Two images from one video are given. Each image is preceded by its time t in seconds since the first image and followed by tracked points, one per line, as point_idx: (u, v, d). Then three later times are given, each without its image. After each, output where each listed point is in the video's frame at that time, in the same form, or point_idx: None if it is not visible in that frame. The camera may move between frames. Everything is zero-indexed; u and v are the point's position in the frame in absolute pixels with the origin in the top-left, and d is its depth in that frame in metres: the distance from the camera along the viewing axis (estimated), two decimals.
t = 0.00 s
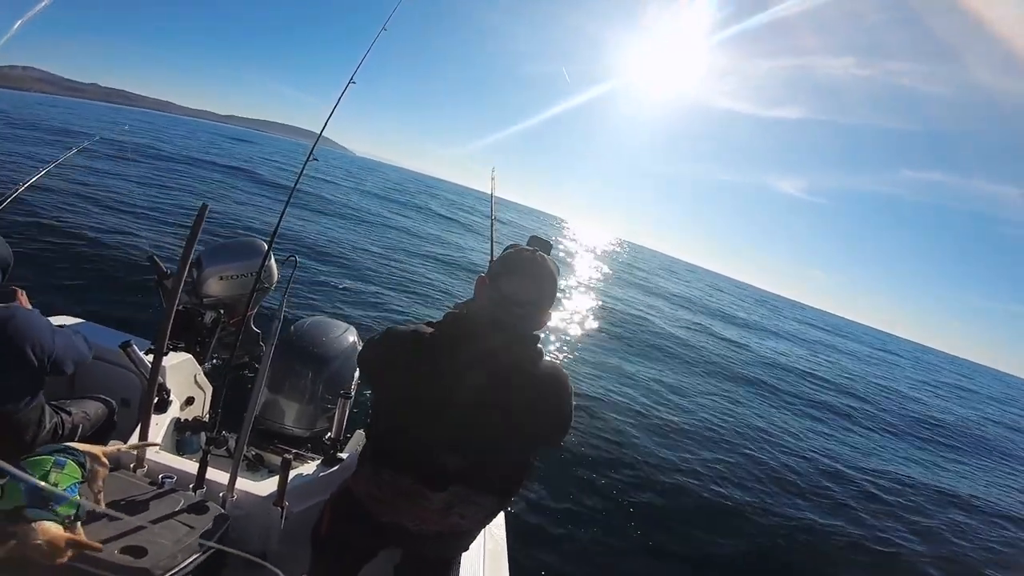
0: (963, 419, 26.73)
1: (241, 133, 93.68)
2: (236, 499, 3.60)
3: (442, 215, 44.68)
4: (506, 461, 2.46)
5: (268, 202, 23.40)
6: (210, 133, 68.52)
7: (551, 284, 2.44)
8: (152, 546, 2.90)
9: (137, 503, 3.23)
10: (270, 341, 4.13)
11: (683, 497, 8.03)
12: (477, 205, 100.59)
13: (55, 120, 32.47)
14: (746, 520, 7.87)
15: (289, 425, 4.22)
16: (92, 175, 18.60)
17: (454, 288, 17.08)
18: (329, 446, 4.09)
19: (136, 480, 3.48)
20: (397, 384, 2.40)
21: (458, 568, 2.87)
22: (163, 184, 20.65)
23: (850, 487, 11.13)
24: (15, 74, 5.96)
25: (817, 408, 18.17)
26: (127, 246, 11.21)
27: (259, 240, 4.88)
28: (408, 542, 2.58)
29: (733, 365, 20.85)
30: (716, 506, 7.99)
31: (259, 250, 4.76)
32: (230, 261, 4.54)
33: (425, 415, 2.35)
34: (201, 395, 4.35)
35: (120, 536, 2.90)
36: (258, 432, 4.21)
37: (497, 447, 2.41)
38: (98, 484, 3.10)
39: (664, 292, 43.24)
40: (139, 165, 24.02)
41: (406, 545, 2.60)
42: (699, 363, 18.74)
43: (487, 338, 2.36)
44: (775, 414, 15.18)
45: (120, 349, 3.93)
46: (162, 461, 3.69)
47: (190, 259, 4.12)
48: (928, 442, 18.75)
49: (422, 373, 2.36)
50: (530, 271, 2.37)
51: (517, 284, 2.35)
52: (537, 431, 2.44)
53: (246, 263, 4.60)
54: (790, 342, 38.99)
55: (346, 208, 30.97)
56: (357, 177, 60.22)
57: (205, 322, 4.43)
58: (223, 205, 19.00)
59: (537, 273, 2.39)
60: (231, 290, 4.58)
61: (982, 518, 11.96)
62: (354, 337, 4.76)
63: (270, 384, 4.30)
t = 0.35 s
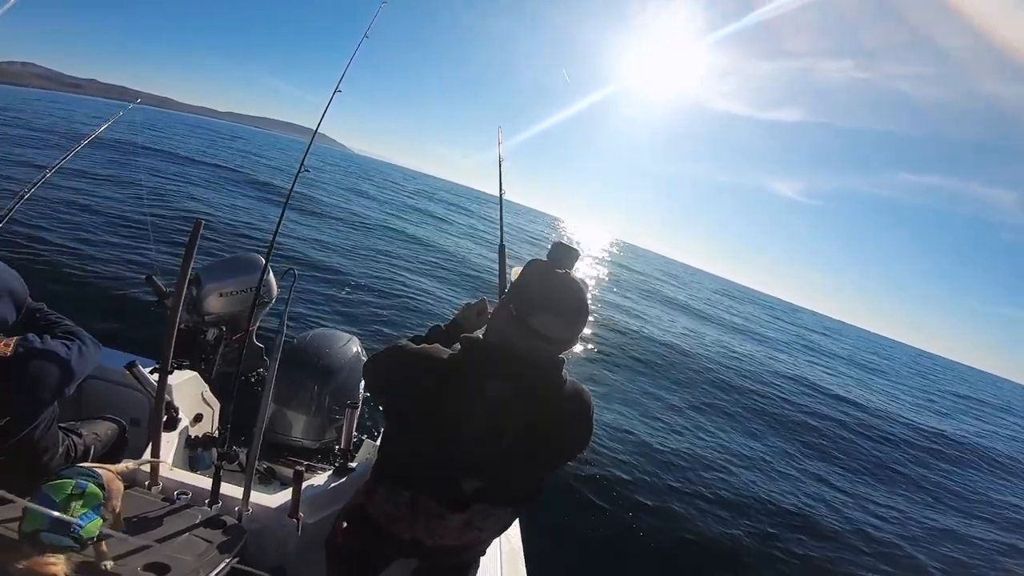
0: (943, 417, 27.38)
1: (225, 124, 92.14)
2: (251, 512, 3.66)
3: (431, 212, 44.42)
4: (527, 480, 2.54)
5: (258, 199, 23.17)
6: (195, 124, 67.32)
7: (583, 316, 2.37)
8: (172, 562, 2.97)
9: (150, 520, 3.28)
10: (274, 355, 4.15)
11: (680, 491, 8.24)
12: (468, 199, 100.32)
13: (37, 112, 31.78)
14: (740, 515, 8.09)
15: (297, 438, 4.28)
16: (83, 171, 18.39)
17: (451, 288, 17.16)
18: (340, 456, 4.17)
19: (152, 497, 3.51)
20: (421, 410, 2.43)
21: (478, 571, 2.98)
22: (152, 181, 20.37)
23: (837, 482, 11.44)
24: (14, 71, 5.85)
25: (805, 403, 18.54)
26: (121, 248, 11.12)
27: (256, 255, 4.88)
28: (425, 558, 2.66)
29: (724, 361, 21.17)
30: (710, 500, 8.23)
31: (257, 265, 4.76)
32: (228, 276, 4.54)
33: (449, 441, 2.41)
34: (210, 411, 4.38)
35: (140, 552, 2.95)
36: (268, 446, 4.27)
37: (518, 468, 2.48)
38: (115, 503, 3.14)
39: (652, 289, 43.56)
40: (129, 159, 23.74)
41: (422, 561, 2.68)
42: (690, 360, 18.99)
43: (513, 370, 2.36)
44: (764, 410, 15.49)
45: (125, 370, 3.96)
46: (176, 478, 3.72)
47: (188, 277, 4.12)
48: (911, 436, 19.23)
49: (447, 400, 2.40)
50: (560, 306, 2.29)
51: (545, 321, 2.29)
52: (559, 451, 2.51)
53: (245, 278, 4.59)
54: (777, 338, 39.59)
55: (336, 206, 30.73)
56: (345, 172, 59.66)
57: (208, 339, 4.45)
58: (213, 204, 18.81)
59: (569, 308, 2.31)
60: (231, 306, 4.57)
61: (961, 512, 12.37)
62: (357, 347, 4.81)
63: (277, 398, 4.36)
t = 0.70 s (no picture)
0: (930, 421, 27.73)
1: (221, 115, 91.62)
2: (253, 517, 3.67)
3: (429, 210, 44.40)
4: (524, 486, 2.54)
5: (255, 195, 23.11)
6: (190, 114, 66.86)
7: (582, 332, 2.32)
8: (174, 567, 2.97)
9: (153, 524, 3.28)
10: (274, 361, 4.15)
11: (675, 498, 8.30)
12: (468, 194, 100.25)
13: (31, 102, 31.49)
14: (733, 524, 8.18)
15: (298, 442, 4.28)
16: (82, 165, 18.35)
17: (450, 288, 17.16)
18: (341, 461, 4.16)
19: (152, 502, 3.50)
20: (417, 422, 2.41)
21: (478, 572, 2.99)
22: (148, 175, 20.27)
23: (827, 490, 11.58)
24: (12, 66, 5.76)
25: (797, 407, 18.70)
26: (117, 250, 11.10)
27: (256, 261, 4.88)
28: (424, 562, 2.66)
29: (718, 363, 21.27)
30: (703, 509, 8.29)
31: (256, 271, 4.77)
32: (228, 282, 4.54)
33: (446, 451, 2.40)
34: (209, 416, 4.38)
35: (143, 558, 2.96)
36: (269, 450, 4.27)
37: (516, 475, 2.48)
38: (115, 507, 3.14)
39: (647, 287, 43.69)
40: (129, 154, 23.70)
41: (421, 565, 2.68)
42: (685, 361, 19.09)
43: (509, 385, 2.34)
44: (757, 415, 15.62)
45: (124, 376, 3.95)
46: (176, 484, 3.72)
47: (185, 283, 4.11)
48: (900, 441, 19.46)
49: (444, 413, 2.38)
50: (558, 323, 2.24)
51: (542, 341, 2.24)
52: (555, 458, 2.52)
53: (243, 284, 4.60)
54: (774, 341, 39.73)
55: (332, 202, 30.67)
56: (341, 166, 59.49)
57: (207, 345, 4.45)
58: (210, 201, 18.75)
59: (567, 326, 2.27)
60: (231, 312, 4.57)
61: (948, 520, 12.57)
62: (356, 352, 4.80)
63: (277, 403, 4.35)
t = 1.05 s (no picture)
0: (937, 420, 27.40)
1: (228, 113, 91.99)
2: (243, 513, 3.62)
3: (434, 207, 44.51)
4: (522, 474, 2.52)
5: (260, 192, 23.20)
6: (197, 111, 67.10)
7: (574, 310, 2.42)
8: (161, 561, 2.93)
9: (146, 517, 3.24)
10: (270, 357, 4.13)
11: (677, 503, 8.19)
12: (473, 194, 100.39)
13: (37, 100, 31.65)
14: (735, 533, 8.07)
15: (292, 438, 4.23)
16: (88, 163, 18.47)
17: (453, 284, 17.15)
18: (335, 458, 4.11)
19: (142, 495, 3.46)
20: (417, 404, 2.43)
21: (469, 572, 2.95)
22: (153, 172, 20.32)
23: (834, 492, 11.43)
24: (9, 63, 5.75)
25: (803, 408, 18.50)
26: (120, 245, 11.12)
27: (257, 255, 4.87)
28: (420, 554, 2.62)
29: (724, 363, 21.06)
30: (704, 513, 8.20)
31: (255, 265, 4.74)
32: (227, 276, 4.53)
33: (444, 434, 2.40)
34: (203, 411, 4.35)
35: (130, 549, 2.92)
36: (262, 446, 4.23)
37: (513, 461, 2.46)
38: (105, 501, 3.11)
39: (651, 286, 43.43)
40: (135, 151, 23.83)
41: (417, 557, 2.63)
42: (690, 362, 18.91)
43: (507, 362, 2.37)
44: (763, 416, 15.48)
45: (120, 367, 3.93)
46: (167, 477, 3.68)
47: (185, 277, 4.11)
48: (908, 443, 19.25)
49: (442, 395, 2.39)
50: (553, 297, 2.34)
51: (536, 314, 2.32)
52: (551, 446, 2.50)
53: (241, 278, 4.58)
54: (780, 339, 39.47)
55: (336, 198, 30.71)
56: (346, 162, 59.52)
57: (204, 339, 4.44)
58: (213, 198, 18.77)
59: (561, 302, 2.36)
60: (229, 306, 4.57)
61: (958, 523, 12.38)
62: (354, 350, 4.79)
63: (272, 398, 4.32)
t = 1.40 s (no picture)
0: (955, 418, 26.90)
1: (242, 121, 93.35)
2: (230, 501, 3.55)
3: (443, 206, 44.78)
4: (515, 455, 2.45)
5: (270, 192, 23.44)
6: (207, 116, 67.81)
7: (568, 291, 2.41)
8: (142, 547, 2.89)
9: (134, 503, 3.20)
10: (266, 345, 4.10)
11: (689, 501, 7.95)
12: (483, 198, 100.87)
13: (50, 106, 32.08)
14: (748, 522, 7.91)
15: (283, 428, 4.18)
16: (100, 166, 18.73)
17: (458, 282, 17.16)
18: (325, 449, 4.06)
19: (128, 481, 3.42)
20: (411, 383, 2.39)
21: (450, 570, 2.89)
22: (162, 174, 20.49)
23: (854, 489, 11.09)
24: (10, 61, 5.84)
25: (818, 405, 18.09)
26: (126, 240, 11.15)
27: (259, 243, 4.87)
28: (412, 536, 2.55)
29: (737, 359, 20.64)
30: (718, 511, 7.96)
31: (256, 253, 4.74)
32: (228, 262, 4.53)
33: (436, 412, 2.34)
34: (196, 397, 4.32)
35: (112, 535, 2.88)
36: (253, 434, 4.18)
37: (506, 442, 2.39)
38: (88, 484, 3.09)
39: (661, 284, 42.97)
40: (146, 155, 24.16)
41: (410, 539, 2.57)
42: (698, 358, 18.71)
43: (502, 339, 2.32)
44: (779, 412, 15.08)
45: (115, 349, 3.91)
46: (154, 462, 3.63)
47: (188, 260, 4.11)
48: (924, 440, 18.91)
49: (436, 373, 2.34)
50: (546, 275, 2.34)
51: (529, 291, 2.31)
52: (546, 428, 2.44)
53: (242, 265, 4.58)
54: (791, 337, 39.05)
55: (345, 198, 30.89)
56: (355, 164, 59.92)
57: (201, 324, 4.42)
58: (222, 199, 18.89)
59: (555, 281, 2.36)
60: (229, 292, 4.57)
61: (985, 520, 11.97)
62: (350, 342, 4.76)
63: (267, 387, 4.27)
